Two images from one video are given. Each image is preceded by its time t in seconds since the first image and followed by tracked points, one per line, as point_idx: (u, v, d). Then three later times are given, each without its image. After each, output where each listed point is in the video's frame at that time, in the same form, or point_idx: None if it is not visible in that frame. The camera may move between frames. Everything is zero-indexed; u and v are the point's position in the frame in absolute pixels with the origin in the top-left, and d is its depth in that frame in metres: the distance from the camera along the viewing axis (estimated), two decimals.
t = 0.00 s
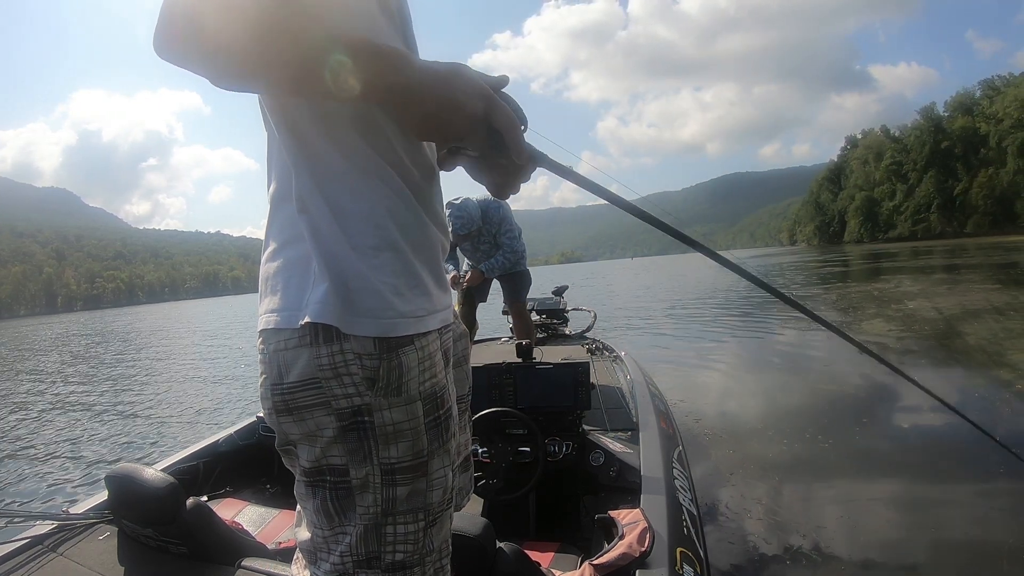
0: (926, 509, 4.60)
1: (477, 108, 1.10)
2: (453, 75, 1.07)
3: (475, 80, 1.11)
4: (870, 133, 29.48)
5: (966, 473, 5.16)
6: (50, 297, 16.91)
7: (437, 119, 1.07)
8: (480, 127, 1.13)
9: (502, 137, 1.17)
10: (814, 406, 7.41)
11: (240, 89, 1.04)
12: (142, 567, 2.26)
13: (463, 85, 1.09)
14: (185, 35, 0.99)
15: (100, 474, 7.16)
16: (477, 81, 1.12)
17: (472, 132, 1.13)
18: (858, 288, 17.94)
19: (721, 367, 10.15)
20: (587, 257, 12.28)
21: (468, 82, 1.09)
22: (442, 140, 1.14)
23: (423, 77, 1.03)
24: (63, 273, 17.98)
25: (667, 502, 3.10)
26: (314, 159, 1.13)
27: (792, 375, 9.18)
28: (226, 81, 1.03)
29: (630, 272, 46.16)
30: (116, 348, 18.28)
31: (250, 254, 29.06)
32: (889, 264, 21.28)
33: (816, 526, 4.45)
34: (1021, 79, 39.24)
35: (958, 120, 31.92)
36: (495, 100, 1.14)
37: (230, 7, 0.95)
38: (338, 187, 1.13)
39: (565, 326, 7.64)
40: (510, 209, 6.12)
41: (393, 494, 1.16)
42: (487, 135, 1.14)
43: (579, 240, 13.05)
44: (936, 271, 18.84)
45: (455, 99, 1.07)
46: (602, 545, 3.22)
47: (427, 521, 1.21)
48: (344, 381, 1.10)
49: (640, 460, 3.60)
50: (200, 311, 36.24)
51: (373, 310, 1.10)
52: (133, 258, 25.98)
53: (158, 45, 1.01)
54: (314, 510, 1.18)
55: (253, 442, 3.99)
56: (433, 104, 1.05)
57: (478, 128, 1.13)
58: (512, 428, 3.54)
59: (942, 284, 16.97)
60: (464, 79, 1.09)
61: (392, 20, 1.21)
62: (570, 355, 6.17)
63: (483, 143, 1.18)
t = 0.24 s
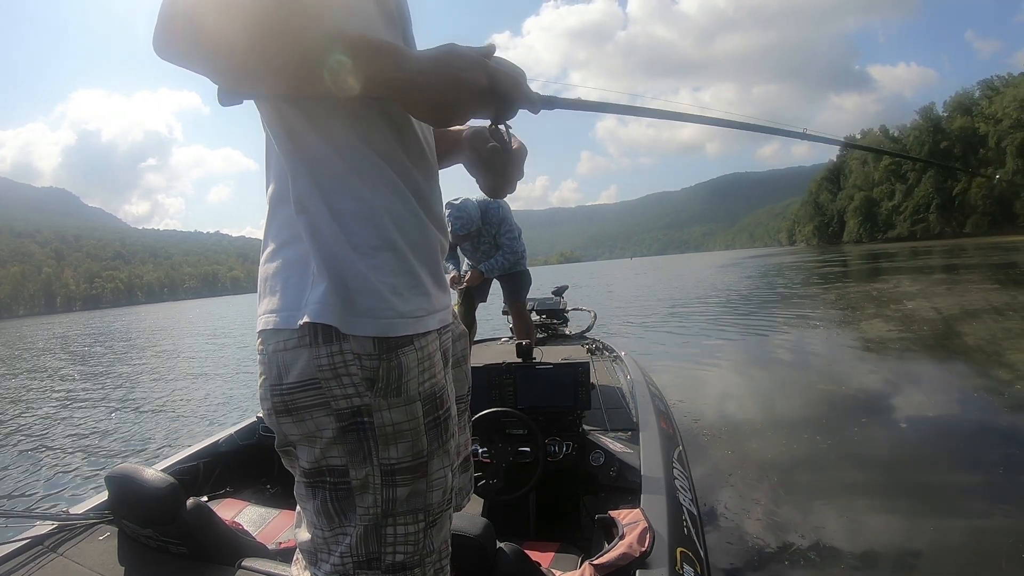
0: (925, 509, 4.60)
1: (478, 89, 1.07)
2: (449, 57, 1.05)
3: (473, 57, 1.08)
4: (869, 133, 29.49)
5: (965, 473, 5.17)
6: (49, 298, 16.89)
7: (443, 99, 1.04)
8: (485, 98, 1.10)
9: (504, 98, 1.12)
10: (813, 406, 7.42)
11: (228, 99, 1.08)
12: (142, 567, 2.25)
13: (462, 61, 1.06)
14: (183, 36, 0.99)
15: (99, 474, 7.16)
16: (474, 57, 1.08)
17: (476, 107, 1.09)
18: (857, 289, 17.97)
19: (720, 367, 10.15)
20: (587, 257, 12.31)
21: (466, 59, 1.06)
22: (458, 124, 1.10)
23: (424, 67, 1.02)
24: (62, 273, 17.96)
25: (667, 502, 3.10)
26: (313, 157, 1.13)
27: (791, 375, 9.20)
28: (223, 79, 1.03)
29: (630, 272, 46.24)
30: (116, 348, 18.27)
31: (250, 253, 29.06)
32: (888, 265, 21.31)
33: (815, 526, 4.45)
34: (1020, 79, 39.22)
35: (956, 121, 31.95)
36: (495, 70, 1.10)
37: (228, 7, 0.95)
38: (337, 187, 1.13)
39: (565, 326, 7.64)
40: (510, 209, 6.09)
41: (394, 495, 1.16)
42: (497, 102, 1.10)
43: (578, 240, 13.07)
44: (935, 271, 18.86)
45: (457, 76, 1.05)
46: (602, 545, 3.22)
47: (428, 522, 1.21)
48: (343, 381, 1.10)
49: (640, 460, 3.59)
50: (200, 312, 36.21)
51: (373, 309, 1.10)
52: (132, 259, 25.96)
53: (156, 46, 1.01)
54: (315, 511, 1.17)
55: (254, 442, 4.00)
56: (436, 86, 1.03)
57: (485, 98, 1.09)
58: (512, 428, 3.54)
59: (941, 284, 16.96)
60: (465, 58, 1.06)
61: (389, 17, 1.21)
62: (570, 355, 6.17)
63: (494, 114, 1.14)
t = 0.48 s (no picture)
0: (924, 509, 4.60)
1: (475, 111, 1.08)
2: (453, 76, 1.07)
3: (473, 77, 1.11)
4: (869, 133, 29.50)
5: (964, 473, 5.18)
6: (48, 298, 16.87)
7: (438, 123, 1.04)
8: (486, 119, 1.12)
9: (502, 124, 1.15)
10: (813, 407, 7.43)
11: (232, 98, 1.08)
12: (143, 567, 2.25)
13: (465, 81, 1.09)
14: (186, 38, 1.00)
15: (99, 474, 7.15)
16: (476, 77, 1.11)
17: (475, 130, 1.10)
18: (856, 289, 17.98)
19: (719, 367, 10.15)
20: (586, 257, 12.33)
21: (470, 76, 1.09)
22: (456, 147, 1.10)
23: (428, 82, 1.03)
24: (61, 273, 17.94)
25: (668, 502, 3.10)
26: (314, 158, 1.13)
27: (791, 376, 9.20)
28: (224, 80, 1.03)
29: (629, 273, 46.25)
30: (115, 348, 18.26)
31: (249, 253, 29.06)
32: (887, 265, 21.32)
33: (814, 525, 4.45)
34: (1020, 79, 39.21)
35: (955, 121, 31.97)
36: (495, 92, 1.13)
37: (231, 8, 0.96)
38: (338, 187, 1.13)
39: (565, 326, 7.64)
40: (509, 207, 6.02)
41: (396, 494, 1.16)
42: (493, 129, 1.12)
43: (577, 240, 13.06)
44: (934, 271, 18.88)
45: (457, 94, 1.06)
46: (602, 545, 3.22)
47: (430, 521, 1.21)
48: (345, 382, 1.10)
49: (640, 460, 3.59)
50: (199, 312, 36.18)
51: (374, 310, 1.10)
52: (131, 259, 25.94)
53: (159, 45, 1.01)
54: (316, 510, 1.17)
55: (254, 442, 4.00)
56: (437, 106, 1.04)
57: (483, 123, 1.11)
58: (512, 429, 3.53)
59: (940, 284, 16.97)
60: (466, 79, 1.09)
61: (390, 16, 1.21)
62: (570, 356, 6.17)
63: (492, 138, 1.17)
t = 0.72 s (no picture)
0: (922, 508, 4.60)
1: (469, 126, 1.11)
2: (455, 80, 1.08)
3: (477, 87, 1.12)
4: (867, 133, 29.53)
5: (962, 472, 5.19)
6: (47, 298, 16.85)
7: (438, 128, 1.06)
8: (484, 131, 1.15)
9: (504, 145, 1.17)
10: (812, 406, 7.43)
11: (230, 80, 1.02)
12: (143, 567, 2.25)
13: (467, 90, 1.10)
14: (186, 34, 0.99)
15: (98, 474, 7.15)
16: (479, 89, 1.13)
17: (469, 138, 1.12)
18: (855, 289, 18.01)
19: (718, 367, 10.17)
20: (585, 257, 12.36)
21: (472, 86, 1.11)
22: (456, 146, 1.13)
23: (430, 86, 1.04)
24: (60, 273, 17.93)
25: (667, 502, 3.11)
26: (313, 159, 1.13)
27: (790, 375, 9.22)
28: (222, 79, 1.03)
29: (628, 273, 46.30)
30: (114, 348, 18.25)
31: (248, 254, 29.03)
32: (886, 265, 21.35)
33: (813, 525, 4.46)
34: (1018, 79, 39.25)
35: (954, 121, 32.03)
36: (500, 109, 1.16)
37: (230, 8, 0.95)
38: (337, 186, 1.13)
39: (565, 326, 7.64)
40: (506, 204, 5.96)
41: (395, 494, 1.16)
42: (491, 144, 1.15)
43: (576, 240, 13.08)
44: (933, 271, 18.91)
45: (459, 104, 1.08)
46: (602, 545, 3.22)
47: (428, 521, 1.21)
48: (344, 382, 1.10)
49: (640, 460, 3.59)
50: (198, 312, 36.18)
51: (374, 311, 1.10)
52: (131, 259, 25.93)
53: (159, 41, 1.01)
54: (315, 510, 1.18)
55: (254, 442, 4.00)
56: (437, 104, 1.04)
57: (483, 136, 1.15)
58: (512, 428, 3.54)
59: (938, 284, 16.99)
60: (470, 86, 1.10)
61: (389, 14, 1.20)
62: (570, 356, 6.17)
63: (489, 152, 1.19)
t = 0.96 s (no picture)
0: (921, 508, 4.60)
1: (474, 103, 1.06)
2: (454, 68, 1.05)
3: (476, 68, 1.09)
4: (866, 133, 29.52)
5: (962, 472, 5.19)
6: (46, 298, 16.83)
7: (441, 106, 1.02)
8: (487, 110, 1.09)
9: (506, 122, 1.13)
10: (811, 406, 7.44)
11: (224, 102, 1.02)
12: (143, 567, 2.25)
13: (465, 74, 1.06)
14: (185, 32, 0.99)
15: (98, 474, 7.15)
16: (477, 71, 1.09)
17: (473, 119, 1.07)
18: (854, 289, 18.02)
19: (718, 367, 10.17)
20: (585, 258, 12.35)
21: (471, 71, 1.07)
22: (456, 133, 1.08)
23: (428, 72, 1.01)
24: (59, 273, 17.90)
25: (668, 502, 3.10)
26: (312, 157, 1.13)
27: (789, 375, 9.22)
28: (220, 76, 1.03)
29: (627, 272, 46.34)
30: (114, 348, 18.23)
31: (247, 253, 29.00)
32: (886, 265, 21.35)
33: (813, 525, 4.46)
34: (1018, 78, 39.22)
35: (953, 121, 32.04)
36: (499, 82, 1.12)
37: (230, 8, 0.96)
38: (336, 185, 1.13)
39: (565, 326, 7.63)
40: (505, 204, 5.97)
41: (394, 495, 1.16)
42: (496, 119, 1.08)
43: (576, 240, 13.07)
44: (932, 271, 18.92)
45: (456, 85, 1.04)
46: (602, 545, 3.22)
47: (427, 522, 1.21)
48: (343, 383, 1.10)
49: (640, 460, 3.59)
50: (197, 312, 36.14)
51: (372, 311, 1.10)
52: (129, 259, 25.90)
53: (158, 40, 1.01)
54: (314, 509, 1.18)
55: (254, 442, 4.00)
56: (438, 94, 1.01)
57: (491, 107, 1.09)
58: (512, 429, 3.54)
59: (937, 284, 17.00)
60: (467, 70, 1.06)
61: (389, 15, 1.20)
62: (570, 356, 6.17)
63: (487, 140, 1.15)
